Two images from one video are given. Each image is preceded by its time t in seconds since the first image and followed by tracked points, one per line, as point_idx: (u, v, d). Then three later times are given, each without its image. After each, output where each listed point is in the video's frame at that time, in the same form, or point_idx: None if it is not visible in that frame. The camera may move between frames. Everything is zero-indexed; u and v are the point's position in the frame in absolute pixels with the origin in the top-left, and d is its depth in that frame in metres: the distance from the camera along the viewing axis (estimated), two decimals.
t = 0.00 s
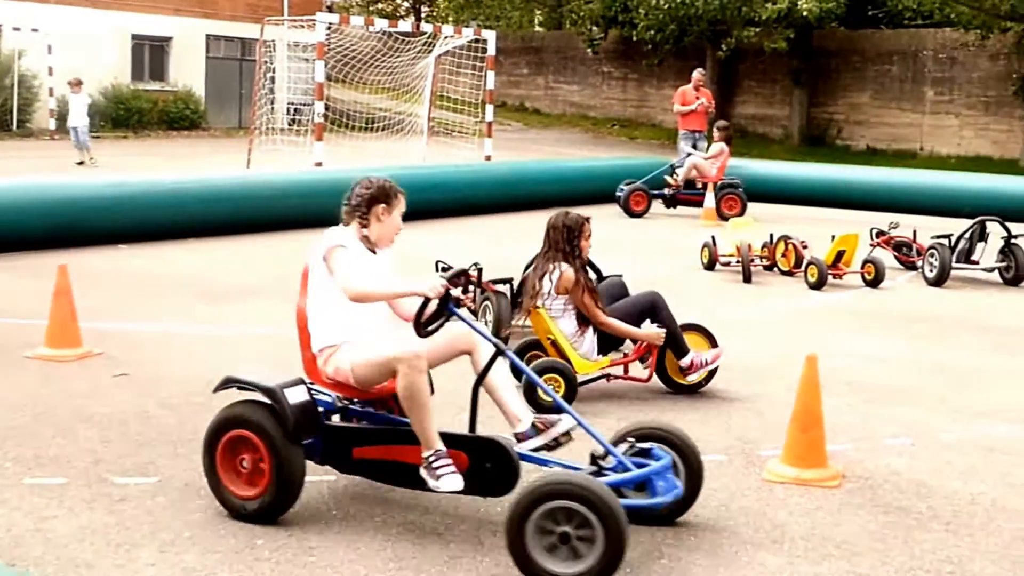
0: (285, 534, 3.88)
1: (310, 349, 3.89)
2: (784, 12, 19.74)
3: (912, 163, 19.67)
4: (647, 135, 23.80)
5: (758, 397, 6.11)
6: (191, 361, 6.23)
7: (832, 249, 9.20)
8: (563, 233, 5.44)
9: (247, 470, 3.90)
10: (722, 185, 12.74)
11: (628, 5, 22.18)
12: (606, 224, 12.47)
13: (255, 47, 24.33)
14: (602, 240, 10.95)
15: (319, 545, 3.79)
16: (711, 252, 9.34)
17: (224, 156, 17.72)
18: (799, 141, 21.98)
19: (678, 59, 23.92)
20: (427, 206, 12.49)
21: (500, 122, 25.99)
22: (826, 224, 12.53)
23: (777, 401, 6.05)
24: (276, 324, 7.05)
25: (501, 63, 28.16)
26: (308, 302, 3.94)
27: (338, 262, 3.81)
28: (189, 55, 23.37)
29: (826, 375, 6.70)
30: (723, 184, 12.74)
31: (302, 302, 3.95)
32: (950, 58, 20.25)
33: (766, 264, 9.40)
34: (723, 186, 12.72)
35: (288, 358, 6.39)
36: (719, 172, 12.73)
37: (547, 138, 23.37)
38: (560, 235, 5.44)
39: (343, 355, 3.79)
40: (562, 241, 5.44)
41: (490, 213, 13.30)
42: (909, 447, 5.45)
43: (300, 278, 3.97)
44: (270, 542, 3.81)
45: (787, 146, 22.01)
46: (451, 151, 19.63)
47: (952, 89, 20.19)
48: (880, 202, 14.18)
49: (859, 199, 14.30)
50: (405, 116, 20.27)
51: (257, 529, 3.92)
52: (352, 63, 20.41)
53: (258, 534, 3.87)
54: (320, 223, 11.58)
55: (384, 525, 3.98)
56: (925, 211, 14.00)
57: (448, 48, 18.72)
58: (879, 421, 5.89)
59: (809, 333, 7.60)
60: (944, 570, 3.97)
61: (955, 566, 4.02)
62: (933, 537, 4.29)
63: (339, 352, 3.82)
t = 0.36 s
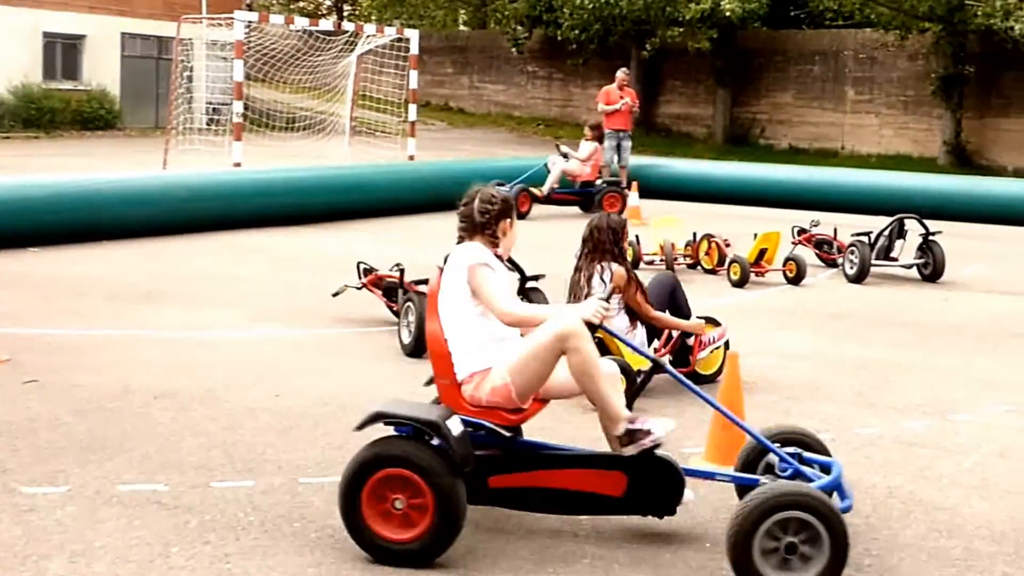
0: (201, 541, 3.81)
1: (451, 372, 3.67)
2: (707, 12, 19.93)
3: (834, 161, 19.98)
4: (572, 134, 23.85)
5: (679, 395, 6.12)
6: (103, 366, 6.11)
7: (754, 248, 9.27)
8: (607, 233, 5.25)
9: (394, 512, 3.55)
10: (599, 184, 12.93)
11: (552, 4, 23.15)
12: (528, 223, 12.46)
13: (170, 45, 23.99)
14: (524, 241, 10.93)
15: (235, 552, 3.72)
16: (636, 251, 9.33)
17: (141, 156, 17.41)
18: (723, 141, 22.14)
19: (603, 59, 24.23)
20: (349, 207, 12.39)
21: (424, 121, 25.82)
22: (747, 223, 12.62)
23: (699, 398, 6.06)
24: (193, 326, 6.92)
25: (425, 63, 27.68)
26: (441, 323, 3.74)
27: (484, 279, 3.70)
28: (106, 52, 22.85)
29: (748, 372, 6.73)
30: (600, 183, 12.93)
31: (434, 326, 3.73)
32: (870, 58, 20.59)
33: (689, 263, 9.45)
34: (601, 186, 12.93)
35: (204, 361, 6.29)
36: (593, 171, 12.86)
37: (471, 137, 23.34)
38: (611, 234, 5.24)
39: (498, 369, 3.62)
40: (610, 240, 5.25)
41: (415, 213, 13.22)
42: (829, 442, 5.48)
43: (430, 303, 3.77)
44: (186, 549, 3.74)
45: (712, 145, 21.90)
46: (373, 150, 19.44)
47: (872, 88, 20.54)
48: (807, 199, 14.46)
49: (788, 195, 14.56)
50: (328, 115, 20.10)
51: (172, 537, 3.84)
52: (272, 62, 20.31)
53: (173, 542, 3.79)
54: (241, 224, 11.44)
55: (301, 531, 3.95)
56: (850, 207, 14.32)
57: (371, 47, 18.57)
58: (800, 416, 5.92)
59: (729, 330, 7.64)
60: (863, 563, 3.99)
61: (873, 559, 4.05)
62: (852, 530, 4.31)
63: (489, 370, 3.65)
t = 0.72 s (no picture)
0: (124, 556, 3.99)
1: (630, 386, 3.72)
2: (630, 12, 20.81)
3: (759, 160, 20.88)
4: (496, 133, 24.12)
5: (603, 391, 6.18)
6: (14, 368, 5.96)
7: (679, 244, 9.34)
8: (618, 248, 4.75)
9: (594, 527, 3.56)
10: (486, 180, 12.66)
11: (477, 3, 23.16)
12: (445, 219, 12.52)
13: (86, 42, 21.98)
14: (443, 237, 10.94)
15: (152, 558, 3.99)
16: (559, 248, 9.37)
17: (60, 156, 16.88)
18: (647, 139, 22.82)
19: (527, 59, 24.45)
20: (271, 206, 12.22)
21: (347, 118, 25.66)
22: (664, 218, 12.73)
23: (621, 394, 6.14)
24: (108, 327, 6.77)
25: (348, 60, 27.48)
26: (616, 338, 3.73)
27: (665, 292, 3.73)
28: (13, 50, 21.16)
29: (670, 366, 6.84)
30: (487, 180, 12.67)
31: (607, 337, 3.73)
32: (791, 57, 21.46)
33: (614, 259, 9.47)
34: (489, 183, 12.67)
35: (120, 361, 6.15)
36: (478, 169, 12.58)
37: (396, 134, 23.38)
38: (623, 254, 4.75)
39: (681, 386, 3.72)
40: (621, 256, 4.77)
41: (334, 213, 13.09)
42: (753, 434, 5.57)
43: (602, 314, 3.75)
44: (109, 565, 3.91)
45: (635, 144, 22.82)
46: (294, 150, 19.21)
47: (794, 87, 21.41)
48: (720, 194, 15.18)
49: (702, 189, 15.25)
50: (250, 113, 19.98)
51: (95, 551, 4.01)
52: (192, 61, 20.48)
53: (95, 558, 3.96)
54: (160, 225, 11.19)
55: (220, 535, 4.20)
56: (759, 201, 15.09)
57: (291, 44, 18.35)
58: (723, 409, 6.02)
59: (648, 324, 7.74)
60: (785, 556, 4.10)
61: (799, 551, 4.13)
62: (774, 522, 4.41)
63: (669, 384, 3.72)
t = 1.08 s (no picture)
0: (47, 560, 3.96)
1: (780, 370, 3.97)
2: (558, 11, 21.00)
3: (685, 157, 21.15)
4: (426, 131, 24.08)
5: (533, 388, 6.22)
6: None
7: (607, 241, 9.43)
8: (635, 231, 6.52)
9: (781, 500, 3.93)
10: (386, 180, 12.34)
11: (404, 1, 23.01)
12: (377, 217, 12.49)
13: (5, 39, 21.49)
14: (373, 237, 10.93)
15: (75, 562, 3.96)
16: (490, 246, 9.40)
17: None
18: (576, 138, 22.95)
19: (457, 57, 24.42)
20: (197, 205, 12.12)
21: (276, 117, 25.54)
22: (593, 216, 12.82)
23: (550, 390, 6.19)
24: (33, 329, 6.67)
25: (275, 59, 27.34)
26: (756, 321, 3.97)
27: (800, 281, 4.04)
28: None
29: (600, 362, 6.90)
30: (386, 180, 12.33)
31: (753, 327, 3.95)
32: (717, 56, 21.67)
33: (543, 257, 9.55)
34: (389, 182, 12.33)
35: (46, 364, 6.06)
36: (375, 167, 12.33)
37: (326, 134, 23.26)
38: (637, 232, 6.47)
39: (820, 367, 4.02)
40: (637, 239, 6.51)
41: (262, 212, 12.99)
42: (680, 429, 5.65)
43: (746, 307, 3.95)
44: (31, 569, 3.88)
45: (564, 142, 22.93)
46: (222, 148, 19.03)
47: (720, 86, 21.65)
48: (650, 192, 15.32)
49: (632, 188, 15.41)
50: (175, 112, 19.73)
51: (16, 555, 3.98)
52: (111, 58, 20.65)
53: (17, 562, 3.94)
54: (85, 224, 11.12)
55: (146, 538, 4.18)
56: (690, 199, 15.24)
57: (218, 41, 18.15)
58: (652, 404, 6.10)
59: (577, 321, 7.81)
60: (713, 547, 4.17)
61: (724, 542, 4.20)
62: (702, 515, 4.48)
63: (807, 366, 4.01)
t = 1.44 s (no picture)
0: None
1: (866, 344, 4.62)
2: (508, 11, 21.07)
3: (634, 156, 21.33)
4: (376, 130, 24.06)
5: (483, 385, 6.29)
6: None
7: (557, 239, 9.51)
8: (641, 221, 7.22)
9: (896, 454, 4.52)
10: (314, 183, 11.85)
11: (354, 1, 22.94)
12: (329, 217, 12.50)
13: None
14: (325, 236, 10.95)
15: (25, 563, 3.98)
16: (441, 244, 9.44)
17: None
18: (527, 137, 23.04)
19: (407, 56, 24.41)
20: (146, 205, 12.06)
21: (226, 116, 25.48)
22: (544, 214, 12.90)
23: (502, 387, 6.27)
24: None
25: (225, 59, 27.47)
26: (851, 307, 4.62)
27: (874, 265, 4.68)
28: None
29: (551, 360, 6.98)
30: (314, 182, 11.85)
31: (846, 311, 4.53)
32: (666, 55, 21.84)
33: (494, 255, 9.61)
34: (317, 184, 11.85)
35: None
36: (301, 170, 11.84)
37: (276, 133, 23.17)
38: (647, 223, 7.15)
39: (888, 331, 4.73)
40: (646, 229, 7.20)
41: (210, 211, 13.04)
42: (629, 426, 5.74)
43: (842, 293, 4.52)
44: None
45: (515, 141, 23.01)
46: (173, 147, 18.91)
47: (669, 85, 21.84)
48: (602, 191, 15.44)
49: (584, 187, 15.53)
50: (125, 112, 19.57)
51: None
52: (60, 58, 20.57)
53: None
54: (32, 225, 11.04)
55: (96, 538, 4.20)
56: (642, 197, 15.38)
57: (169, 42, 18.04)
58: (601, 401, 6.18)
59: (528, 319, 7.88)
60: (662, 542, 4.25)
61: (672, 538, 4.30)
62: (651, 512, 4.56)
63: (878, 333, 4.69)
